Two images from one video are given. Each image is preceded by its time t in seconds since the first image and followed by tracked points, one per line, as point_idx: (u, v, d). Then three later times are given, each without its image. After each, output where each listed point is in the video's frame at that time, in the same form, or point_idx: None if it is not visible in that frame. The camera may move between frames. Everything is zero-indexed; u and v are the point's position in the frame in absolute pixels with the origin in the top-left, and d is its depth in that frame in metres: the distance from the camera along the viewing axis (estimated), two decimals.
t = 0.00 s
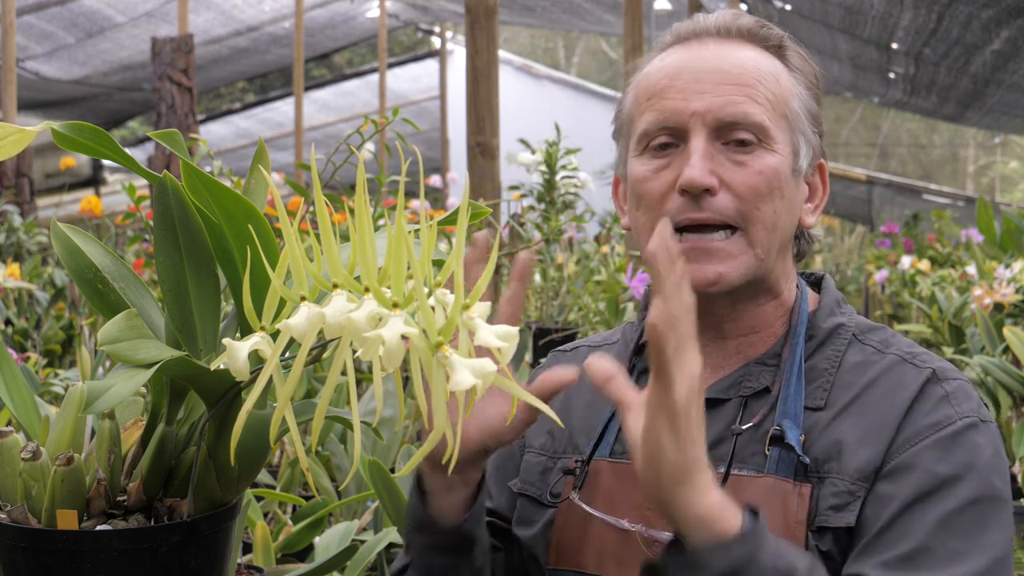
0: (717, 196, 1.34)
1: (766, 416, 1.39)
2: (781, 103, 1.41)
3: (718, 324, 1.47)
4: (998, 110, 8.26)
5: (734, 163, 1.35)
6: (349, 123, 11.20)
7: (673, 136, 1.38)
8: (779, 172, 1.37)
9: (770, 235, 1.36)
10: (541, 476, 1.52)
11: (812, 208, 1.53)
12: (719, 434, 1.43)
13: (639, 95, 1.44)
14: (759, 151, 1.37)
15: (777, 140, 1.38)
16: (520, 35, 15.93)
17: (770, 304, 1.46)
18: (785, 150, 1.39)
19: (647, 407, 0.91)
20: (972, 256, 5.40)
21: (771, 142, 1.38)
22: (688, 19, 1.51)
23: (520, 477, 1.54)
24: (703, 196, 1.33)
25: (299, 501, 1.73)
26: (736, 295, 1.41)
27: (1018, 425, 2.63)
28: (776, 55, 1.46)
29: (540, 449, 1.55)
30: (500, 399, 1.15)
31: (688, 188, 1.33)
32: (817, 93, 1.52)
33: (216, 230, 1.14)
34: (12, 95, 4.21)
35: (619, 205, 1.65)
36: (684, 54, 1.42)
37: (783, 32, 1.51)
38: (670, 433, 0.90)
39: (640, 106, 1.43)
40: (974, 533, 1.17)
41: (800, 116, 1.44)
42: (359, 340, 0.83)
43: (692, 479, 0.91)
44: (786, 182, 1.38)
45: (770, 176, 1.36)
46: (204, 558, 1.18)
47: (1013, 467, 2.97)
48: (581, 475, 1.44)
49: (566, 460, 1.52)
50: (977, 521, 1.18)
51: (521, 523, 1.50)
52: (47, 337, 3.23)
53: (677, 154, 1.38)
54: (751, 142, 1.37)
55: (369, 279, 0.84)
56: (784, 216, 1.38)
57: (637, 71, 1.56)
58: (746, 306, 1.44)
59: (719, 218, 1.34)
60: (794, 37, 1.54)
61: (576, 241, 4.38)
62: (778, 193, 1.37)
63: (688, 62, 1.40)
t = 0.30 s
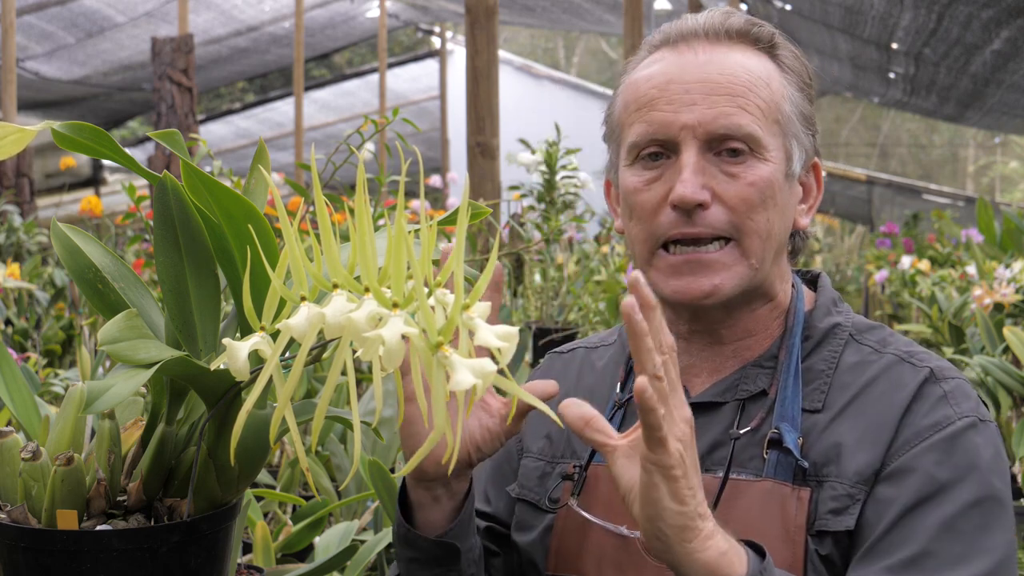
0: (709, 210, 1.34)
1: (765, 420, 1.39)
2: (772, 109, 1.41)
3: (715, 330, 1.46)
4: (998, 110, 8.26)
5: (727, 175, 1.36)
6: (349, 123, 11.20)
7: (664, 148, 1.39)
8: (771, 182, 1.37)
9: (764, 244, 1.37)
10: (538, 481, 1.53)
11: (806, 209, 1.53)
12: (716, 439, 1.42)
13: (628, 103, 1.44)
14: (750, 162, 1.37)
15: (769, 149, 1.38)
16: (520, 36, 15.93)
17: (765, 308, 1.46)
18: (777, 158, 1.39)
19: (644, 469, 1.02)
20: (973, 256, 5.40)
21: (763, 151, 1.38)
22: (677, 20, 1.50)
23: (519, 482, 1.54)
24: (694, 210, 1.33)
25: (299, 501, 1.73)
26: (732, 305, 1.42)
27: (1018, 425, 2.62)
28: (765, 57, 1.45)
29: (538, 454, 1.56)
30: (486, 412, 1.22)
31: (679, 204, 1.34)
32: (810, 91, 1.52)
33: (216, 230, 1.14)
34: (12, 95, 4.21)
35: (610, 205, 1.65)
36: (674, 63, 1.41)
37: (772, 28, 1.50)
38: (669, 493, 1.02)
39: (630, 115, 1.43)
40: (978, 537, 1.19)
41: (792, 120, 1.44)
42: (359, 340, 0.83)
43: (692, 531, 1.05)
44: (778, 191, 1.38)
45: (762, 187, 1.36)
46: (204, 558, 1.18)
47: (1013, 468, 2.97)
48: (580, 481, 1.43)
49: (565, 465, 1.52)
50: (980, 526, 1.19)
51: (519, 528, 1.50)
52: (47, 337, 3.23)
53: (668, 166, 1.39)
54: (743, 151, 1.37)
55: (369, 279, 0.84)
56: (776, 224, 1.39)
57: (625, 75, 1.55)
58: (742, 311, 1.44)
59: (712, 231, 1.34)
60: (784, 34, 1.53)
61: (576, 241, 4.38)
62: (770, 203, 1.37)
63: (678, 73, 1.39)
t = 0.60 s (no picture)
0: (713, 210, 1.34)
1: (767, 423, 1.39)
2: (776, 111, 1.41)
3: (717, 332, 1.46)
4: (998, 110, 8.26)
5: (730, 175, 1.36)
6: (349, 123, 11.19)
7: (668, 148, 1.39)
8: (775, 182, 1.37)
9: (767, 245, 1.36)
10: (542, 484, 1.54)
11: (810, 212, 1.53)
12: (719, 442, 1.42)
13: (632, 105, 1.44)
14: (754, 162, 1.37)
15: (773, 149, 1.38)
16: (520, 36, 15.93)
17: (768, 311, 1.46)
18: (781, 159, 1.39)
19: None
20: (973, 256, 5.40)
21: (767, 152, 1.38)
22: (681, 23, 1.50)
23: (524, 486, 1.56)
24: (698, 209, 1.34)
25: (299, 501, 1.73)
26: (736, 307, 1.41)
27: (1018, 426, 2.62)
28: (770, 60, 1.45)
29: (543, 459, 1.56)
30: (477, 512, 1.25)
31: (683, 203, 1.34)
32: (815, 93, 1.52)
33: (216, 229, 1.14)
34: (12, 95, 4.21)
35: (614, 210, 1.65)
36: (677, 64, 1.41)
37: (777, 32, 1.50)
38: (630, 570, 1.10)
39: (634, 116, 1.43)
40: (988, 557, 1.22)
41: (796, 121, 1.44)
42: (359, 340, 0.83)
43: None
44: (783, 192, 1.38)
45: (766, 187, 1.36)
46: (204, 558, 1.18)
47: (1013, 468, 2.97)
48: (582, 483, 1.43)
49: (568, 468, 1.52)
50: (988, 544, 1.22)
51: (526, 533, 1.53)
52: (47, 337, 3.23)
53: (672, 166, 1.39)
54: (747, 152, 1.37)
55: (369, 279, 0.84)
56: (780, 225, 1.38)
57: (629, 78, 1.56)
58: (746, 314, 1.44)
59: (715, 231, 1.34)
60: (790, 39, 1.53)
61: (576, 241, 4.38)
62: (775, 204, 1.37)
63: (682, 73, 1.40)
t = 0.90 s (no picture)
0: (725, 194, 1.34)
1: (775, 420, 1.39)
2: (790, 102, 1.41)
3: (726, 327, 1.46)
4: (998, 109, 8.26)
5: (743, 161, 1.36)
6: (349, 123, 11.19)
7: (681, 135, 1.39)
8: (788, 170, 1.37)
9: (780, 232, 1.36)
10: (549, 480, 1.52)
11: (821, 209, 1.53)
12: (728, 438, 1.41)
13: (646, 95, 1.44)
14: (767, 150, 1.37)
15: (786, 139, 1.38)
16: (520, 36, 15.93)
17: (778, 306, 1.46)
18: (794, 150, 1.39)
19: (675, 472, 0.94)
20: (973, 256, 5.40)
21: (779, 141, 1.38)
22: (695, 19, 1.52)
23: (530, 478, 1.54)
24: (710, 192, 1.33)
25: (299, 501, 1.73)
26: (747, 299, 1.41)
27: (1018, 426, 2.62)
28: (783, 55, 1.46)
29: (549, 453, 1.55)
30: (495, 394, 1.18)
31: (696, 186, 1.33)
32: (826, 92, 1.52)
33: (216, 230, 1.14)
34: (12, 95, 4.21)
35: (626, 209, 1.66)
36: (692, 54, 1.42)
37: (790, 30, 1.51)
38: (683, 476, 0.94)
39: (648, 105, 1.44)
40: (997, 525, 1.17)
41: (808, 115, 1.44)
42: (359, 340, 0.83)
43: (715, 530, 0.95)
44: (795, 181, 1.38)
45: (779, 174, 1.36)
46: (204, 559, 1.18)
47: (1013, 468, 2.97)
48: (591, 480, 1.43)
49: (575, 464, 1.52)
50: (998, 515, 1.18)
51: (532, 527, 1.51)
52: (47, 337, 3.23)
53: (685, 152, 1.39)
54: (759, 140, 1.37)
55: (369, 279, 0.84)
56: (792, 215, 1.38)
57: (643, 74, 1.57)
58: (756, 308, 1.45)
59: (728, 216, 1.34)
60: (801, 38, 1.54)
61: (576, 241, 4.38)
62: (788, 192, 1.37)
63: (696, 62, 1.40)
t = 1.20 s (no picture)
0: (718, 214, 1.33)
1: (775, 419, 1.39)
2: (780, 113, 1.41)
3: (723, 332, 1.46)
4: (998, 110, 8.26)
5: (736, 179, 1.36)
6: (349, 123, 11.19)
7: (673, 152, 1.38)
8: (781, 185, 1.37)
9: (772, 248, 1.36)
10: (545, 482, 1.52)
11: (813, 212, 1.54)
12: (727, 439, 1.42)
13: (636, 109, 1.43)
14: (760, 165, 1.37)
15: (778, 152, 1.38)
16: (519, 36, 15.93)
17: (775, 309, 1.46)
18: (786, 161, 1.39)
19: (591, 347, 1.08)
20: (973, 256, 5.40)
21: (772, 154, 1.38)
22: (682, 24, 1.50)
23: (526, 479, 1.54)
24: (704, 212, 1.33)
25: (299, 501, 1.73)
26: (741, 309, 1.41)
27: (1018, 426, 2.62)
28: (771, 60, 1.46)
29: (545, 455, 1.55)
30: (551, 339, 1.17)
31: (689, 208, 1.33)
32: (817, 94, 1.53)
33: (216, 230, 1.14)
34: (12, 95, 4.21)
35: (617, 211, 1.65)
36: (681, 67, 1.41)
37: (778, 32, 1.50)
38: (620, 372, 1.06)
39: (638, 120, 1.42)
40: (971, 495, 1.17)
41: (799, 122, 1.44)
42: (359, 340, 0.83)
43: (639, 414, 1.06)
44: (788, 195, 1.38)
45: (772, 190, 1.36)
46: (204, 558, 1.18)
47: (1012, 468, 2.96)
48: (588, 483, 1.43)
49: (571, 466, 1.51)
50: (976, 485, 1.18)
51: (532, 529, 1.50)
52: (47, 337, 3.23)
53: (677, 170, 1.38)
54: (752, 154, 1.37)
55: (369, 279, 0.84)
56: (784, 229, 1.38)
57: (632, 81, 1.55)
58: (752, 315, 1.44)
59: (723, 235, 1.33)
60: (790, 37, 1.53)
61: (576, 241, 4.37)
62: (779, 207, 1.38)
63: (686, 76, 1.39)
